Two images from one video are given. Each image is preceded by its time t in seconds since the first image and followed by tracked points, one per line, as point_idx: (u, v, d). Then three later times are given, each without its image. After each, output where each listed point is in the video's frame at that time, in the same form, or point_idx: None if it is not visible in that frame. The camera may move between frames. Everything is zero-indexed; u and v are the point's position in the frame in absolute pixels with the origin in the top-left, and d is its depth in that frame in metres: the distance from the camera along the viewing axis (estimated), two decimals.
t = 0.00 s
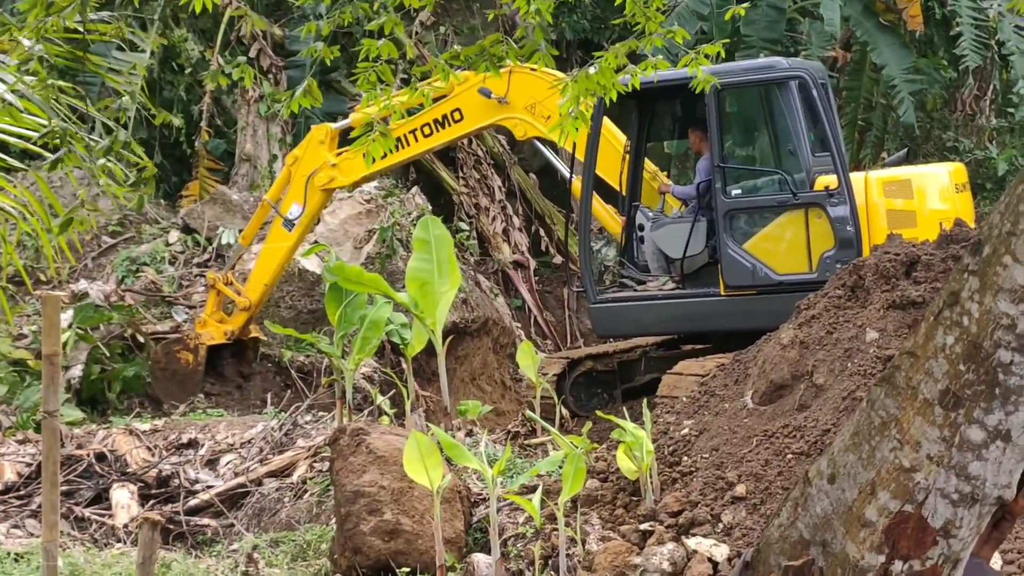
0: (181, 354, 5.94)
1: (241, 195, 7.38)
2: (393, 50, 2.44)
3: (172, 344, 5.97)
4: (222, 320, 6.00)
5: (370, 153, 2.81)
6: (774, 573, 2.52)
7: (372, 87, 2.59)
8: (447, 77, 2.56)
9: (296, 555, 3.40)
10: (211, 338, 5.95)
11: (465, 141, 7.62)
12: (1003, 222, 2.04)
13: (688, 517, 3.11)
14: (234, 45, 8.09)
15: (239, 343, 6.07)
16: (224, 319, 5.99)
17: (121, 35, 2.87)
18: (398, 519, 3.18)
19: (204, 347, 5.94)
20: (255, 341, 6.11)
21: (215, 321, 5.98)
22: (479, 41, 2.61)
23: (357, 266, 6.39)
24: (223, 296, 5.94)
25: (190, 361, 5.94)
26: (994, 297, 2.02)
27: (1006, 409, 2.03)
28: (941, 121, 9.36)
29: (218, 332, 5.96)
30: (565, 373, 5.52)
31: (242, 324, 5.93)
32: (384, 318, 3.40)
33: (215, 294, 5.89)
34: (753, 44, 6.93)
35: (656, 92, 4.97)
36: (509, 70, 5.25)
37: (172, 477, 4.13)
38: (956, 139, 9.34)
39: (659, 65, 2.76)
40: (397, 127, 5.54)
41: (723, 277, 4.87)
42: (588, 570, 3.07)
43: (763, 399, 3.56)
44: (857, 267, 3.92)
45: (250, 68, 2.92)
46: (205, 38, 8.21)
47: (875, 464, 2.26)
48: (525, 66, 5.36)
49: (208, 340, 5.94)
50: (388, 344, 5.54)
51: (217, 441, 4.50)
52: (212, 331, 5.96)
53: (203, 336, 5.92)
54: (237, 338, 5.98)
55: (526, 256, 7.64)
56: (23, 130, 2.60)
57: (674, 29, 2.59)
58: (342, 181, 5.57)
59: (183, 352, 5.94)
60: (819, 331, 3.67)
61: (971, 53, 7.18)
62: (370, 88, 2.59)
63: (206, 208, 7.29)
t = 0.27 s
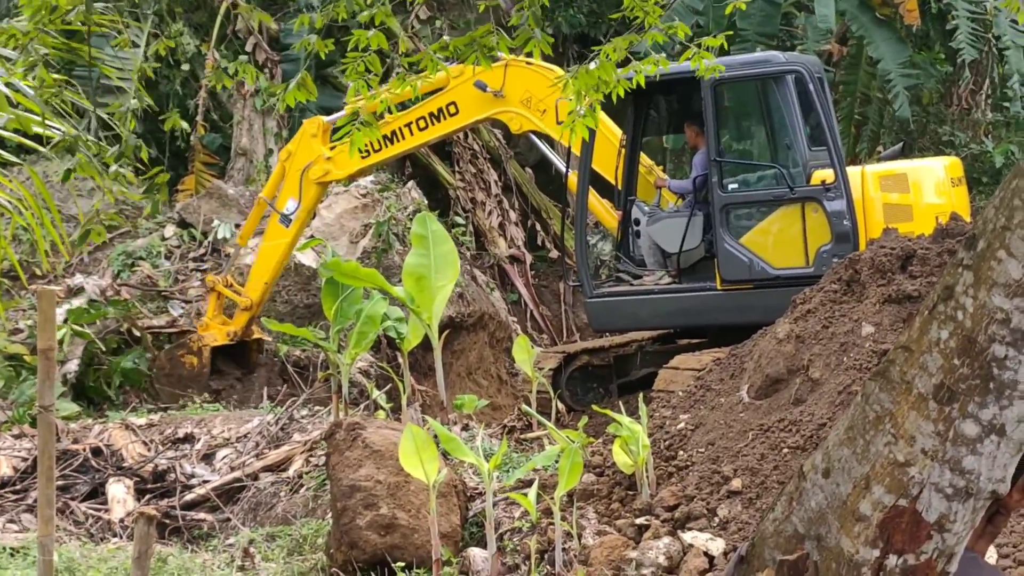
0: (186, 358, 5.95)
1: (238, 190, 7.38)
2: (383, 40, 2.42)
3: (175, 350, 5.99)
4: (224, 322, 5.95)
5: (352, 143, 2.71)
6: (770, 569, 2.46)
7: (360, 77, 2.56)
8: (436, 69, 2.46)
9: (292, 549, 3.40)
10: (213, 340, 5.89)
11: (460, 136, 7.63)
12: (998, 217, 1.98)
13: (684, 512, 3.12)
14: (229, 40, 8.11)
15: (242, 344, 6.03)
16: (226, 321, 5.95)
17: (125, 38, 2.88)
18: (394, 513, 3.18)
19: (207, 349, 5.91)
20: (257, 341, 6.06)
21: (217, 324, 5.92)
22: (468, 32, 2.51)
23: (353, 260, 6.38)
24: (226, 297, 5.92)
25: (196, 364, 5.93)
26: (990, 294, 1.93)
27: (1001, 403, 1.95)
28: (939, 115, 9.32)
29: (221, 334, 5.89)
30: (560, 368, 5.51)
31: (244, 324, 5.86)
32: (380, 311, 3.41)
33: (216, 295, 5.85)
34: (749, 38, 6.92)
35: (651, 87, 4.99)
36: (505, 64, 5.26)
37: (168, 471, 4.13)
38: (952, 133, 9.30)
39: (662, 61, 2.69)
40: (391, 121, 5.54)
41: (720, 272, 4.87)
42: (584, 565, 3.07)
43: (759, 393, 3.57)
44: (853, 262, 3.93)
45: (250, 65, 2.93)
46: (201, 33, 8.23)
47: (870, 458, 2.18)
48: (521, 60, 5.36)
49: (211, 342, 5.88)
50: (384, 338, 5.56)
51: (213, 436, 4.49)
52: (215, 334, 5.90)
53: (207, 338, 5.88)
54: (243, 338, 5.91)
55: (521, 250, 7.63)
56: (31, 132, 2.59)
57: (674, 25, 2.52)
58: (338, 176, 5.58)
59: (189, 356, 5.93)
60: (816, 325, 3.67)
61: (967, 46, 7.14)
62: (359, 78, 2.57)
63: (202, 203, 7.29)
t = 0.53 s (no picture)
0: (194, 353, 5.99)
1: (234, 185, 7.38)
2: (382, 30, 2.44)
3: (183, 347, 6.01)
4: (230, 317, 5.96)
5: (348, 126, 2.73)
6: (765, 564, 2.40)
7: (358, 64, 2.55)
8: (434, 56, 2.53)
9: (289, 544, 3.41)
10: (221, 335, 5.93)
11: (455, 131, 7.70)
12: (993, 212, 1.92)
13: (681, 507, 3.12)
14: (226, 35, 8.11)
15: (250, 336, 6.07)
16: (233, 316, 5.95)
17: (125, 30, 2.83)
18: (392, 508, 3.19)
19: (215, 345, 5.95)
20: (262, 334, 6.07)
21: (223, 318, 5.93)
22: (467, 21, 2.56)
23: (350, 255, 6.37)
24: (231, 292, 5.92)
25: (204, 360, 5.98)
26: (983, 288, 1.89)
27: (995, 399, 1.90)
28: (935, 110, 9.31)
29: (229, 329, 5.93)
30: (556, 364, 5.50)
31: (250, 318, 5.84)
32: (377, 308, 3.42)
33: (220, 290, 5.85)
34: (746, 33, 6.91)
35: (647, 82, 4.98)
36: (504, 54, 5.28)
37: (165, 467, 4.14)
38: (948, 129, 9.28)
39: (664, 58, 2.67)
40: (387, 111, 5.53)
41: (715, 266, 4.87)
42: (581, 559, 3.08)
43: (755, 388, 3.56)
44: (848, 257, 3.92)
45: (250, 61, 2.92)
46: (198, 28, 8.23)
47: (865, 453, 2.13)
48: (520, 51, 5.38)
49: (218, 338, 5.92)
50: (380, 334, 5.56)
51: (209, 432, 4.48)
52: (222, 328, 5.93)
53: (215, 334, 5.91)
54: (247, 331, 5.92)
55: (518, 245, 7.61)
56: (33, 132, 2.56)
57: (673, 21, 2.51)
58: (337, 164, 5.58)
59: (197, 351, 5.98)
60: (811, 320, 3.67)
61: (965, 41, 7.12)
62: (356, 65, 2.56)
63: (198, 198, 7.29)
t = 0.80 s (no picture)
0: (208, 347, 5.93)
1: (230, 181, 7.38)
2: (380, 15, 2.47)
3: (196, 343, 5.97)
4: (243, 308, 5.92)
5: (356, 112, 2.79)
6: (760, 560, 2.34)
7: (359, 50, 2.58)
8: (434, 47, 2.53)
9: (285, 540, 3.41)
10: (235, 327, 5.88)
11: (450, 125, 7.71)
12: (987, 207, 1.92)
13: (677, 503, 3.12)
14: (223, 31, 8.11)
15: (260, 325, 6.06)
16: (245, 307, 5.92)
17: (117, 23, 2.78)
18: (388, 504, 3.19)
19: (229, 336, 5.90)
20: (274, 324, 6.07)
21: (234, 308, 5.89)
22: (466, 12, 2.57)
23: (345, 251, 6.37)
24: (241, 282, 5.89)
25: (219, 353, 5.91)
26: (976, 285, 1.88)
27: (988, 394, 1.88)
28: (931, 106, 9.30)
29: (242, 320, 5.89)
30: (552, 360, 5.50)
31: (262, 308, 5.81)
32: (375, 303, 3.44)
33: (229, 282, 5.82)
34: (742, 29, 6.90)
35: (642, 77, 4.99)
36: (505, 44, 5.27)
37: (161, 463, 4.14)
38: (944, 124, 9.27)
39: (660, 52, 2.67)
40: (388, 96, 5.53)
41: (711, 262, 4.88)
42: (577, 555, 3.08)
43: (752, 383, 3.56)
44: (845, 252, 3.93)
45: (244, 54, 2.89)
46: (194, 24, 8.24)
47: (859, 448, 2.10)
48: (522, 41, 5.37)
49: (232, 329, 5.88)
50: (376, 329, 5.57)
51: (205, 427, 4.48)
52: (236, 320, 5.89)
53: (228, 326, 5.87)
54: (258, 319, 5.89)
55: (514, 241, 7.61)
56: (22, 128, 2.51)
57: (671, 15, 2.50)
58: (336, 148, 5.58)
59: (211, 345, 5.91)
60: (808, 316, 3.68)
61: (962, 38, 7.10)
62: (357, 50, 2.60)
63: (194, 194, 7.28)
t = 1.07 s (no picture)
0: (222, 348, 6.02)
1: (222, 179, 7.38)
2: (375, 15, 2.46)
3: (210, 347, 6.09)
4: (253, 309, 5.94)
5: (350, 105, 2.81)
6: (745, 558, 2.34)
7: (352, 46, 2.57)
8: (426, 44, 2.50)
9: (276, 539, 3.41)
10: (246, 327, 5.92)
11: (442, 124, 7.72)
12: (972, 205, 1.87)
13: (668, 500, 3.12)
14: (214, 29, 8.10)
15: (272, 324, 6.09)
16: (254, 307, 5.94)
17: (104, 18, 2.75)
18: (379, 502, 3.18)
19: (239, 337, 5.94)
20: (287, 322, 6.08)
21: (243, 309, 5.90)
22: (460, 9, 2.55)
23: (337, 250, 6.36)
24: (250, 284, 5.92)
25: (232, 354, 6.00)
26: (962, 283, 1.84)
27: (975, 391, 1.86)
28: (922, 103, 9.32)
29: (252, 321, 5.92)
30: (545, 358, 5.51)
31: (269, 307, 5.81)
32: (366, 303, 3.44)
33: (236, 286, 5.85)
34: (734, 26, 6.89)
35: (634, 75, 5.01)
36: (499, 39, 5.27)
37: (153, 461, 4.13)
38: (936, 122, 9.29)
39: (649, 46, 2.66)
40: (382, 87, 5.54)
41: (704, 260, 4.89)
42: (569, 553, 3.09)
43: (743, 381, 3.57)
44: (836, 249, 3.94)
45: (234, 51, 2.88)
46: (186, 22, 8.26)
47: (845, 446, 2.08)
48: (517, 37, 5.37)
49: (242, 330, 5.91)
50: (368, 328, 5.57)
51: (196, 426, 4.48)
52: (247, 321, 5.92)
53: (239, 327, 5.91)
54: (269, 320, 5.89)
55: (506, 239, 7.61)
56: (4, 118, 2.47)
57: (658, 10, 2.49)
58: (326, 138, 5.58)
59: (224, 346, 6.00)
60: (799, 314, 3.68)
61: (956, 37, 7.04)
62: (352, 47, 2.59)
63: (186, 192, 7.27)
